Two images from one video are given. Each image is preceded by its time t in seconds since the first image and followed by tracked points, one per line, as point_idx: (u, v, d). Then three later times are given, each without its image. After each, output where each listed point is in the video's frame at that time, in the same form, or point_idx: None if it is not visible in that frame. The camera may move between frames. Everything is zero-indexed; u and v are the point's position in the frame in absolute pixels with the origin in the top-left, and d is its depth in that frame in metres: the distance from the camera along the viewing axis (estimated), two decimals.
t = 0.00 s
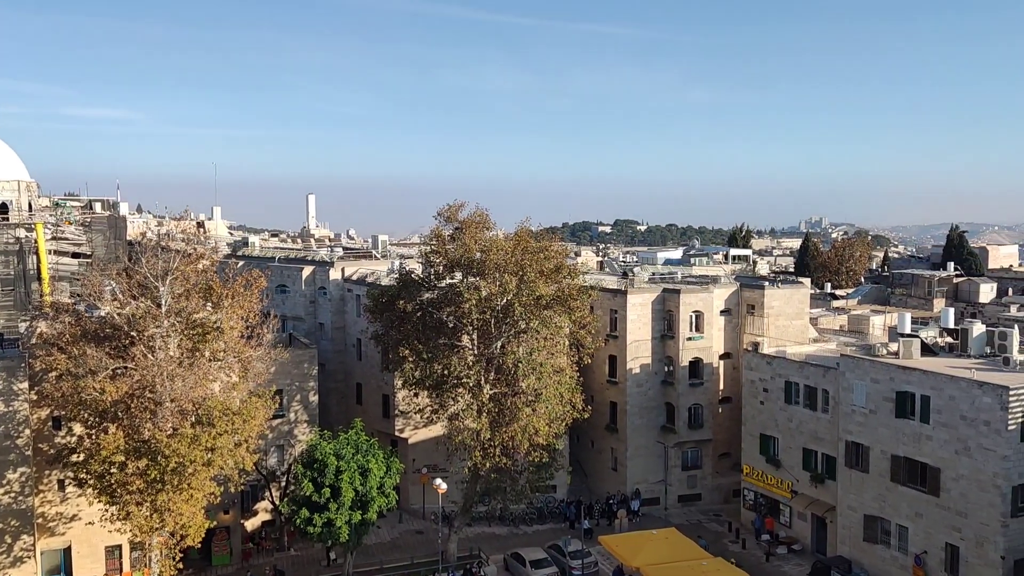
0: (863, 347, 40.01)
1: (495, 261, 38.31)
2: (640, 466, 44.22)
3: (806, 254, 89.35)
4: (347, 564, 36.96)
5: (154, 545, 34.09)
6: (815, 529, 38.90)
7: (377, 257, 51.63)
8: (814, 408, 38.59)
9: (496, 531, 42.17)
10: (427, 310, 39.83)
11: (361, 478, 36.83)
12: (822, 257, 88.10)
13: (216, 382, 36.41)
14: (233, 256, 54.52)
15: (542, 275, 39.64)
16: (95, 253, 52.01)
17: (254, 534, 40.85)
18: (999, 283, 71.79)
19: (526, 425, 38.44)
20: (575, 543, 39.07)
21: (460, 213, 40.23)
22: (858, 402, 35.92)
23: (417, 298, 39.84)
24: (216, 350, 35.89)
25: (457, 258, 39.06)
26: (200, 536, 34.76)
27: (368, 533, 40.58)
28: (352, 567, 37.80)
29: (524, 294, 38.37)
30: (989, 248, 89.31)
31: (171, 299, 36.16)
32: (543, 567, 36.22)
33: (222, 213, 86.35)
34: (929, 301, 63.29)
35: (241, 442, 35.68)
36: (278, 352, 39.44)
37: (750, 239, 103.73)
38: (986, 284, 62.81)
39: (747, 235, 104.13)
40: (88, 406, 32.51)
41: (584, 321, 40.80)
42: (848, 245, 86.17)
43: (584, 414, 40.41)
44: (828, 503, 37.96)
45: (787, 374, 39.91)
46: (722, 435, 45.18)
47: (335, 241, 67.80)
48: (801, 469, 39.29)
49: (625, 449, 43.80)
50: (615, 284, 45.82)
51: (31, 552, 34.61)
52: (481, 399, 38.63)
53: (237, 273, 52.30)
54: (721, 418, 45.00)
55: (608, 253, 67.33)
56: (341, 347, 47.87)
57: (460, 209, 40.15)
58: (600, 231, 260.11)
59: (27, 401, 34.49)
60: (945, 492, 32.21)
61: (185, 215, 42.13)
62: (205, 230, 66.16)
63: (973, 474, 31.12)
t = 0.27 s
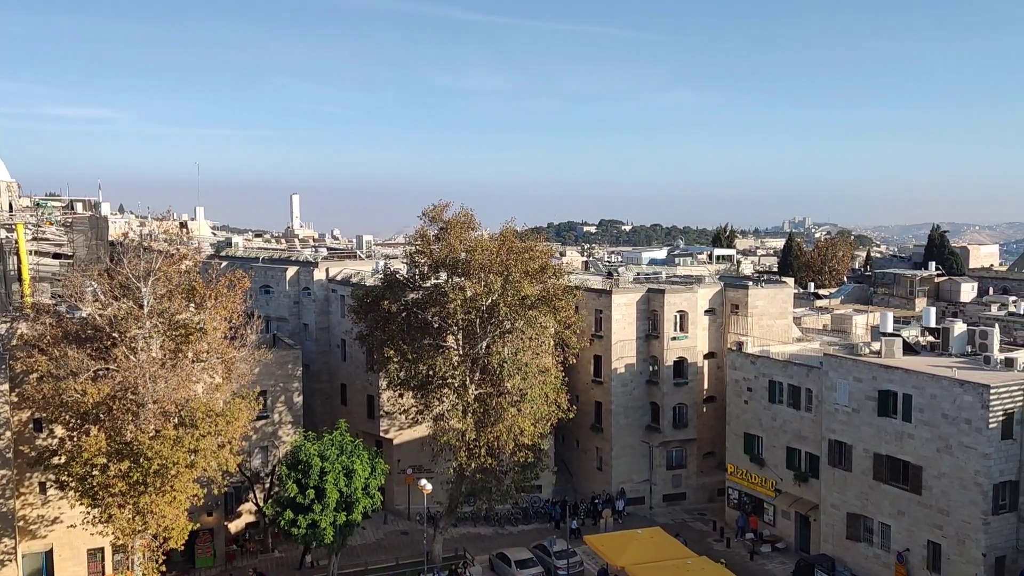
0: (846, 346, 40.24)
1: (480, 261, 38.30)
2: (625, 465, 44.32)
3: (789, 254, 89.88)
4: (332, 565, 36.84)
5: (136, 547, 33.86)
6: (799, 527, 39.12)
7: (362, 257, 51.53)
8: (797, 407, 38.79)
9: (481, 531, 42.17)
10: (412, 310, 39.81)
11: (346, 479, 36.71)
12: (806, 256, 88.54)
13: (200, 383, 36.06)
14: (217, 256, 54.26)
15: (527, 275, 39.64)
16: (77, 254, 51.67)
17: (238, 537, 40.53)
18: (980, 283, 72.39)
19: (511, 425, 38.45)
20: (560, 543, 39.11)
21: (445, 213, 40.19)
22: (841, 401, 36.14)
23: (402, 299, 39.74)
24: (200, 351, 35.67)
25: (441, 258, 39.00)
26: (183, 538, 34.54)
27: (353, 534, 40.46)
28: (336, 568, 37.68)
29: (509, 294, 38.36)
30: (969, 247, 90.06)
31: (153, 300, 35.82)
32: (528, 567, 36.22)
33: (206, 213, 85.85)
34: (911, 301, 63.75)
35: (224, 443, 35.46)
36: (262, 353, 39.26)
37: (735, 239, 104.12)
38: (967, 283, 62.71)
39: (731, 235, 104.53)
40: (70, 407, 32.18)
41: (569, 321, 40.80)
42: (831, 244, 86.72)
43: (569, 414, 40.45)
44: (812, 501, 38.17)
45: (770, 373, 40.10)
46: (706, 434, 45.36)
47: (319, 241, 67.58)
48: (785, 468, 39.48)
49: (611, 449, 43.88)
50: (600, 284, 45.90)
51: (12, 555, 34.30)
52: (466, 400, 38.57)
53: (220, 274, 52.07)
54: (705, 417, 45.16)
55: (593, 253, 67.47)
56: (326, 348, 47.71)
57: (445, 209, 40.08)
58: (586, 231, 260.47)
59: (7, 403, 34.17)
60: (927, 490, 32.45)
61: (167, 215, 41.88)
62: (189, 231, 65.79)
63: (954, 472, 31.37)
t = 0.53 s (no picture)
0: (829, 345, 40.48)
1: (465, 261, 38.25)
2: (610, 465, 44.41)
3: (773, 254, 90.39)
4: (317, 567, 36.69)
5: (119, 550, 33.67)
6: (783, 526, 39.32)
7: (346, 258, 51.38)
8: (781, 406, 38.99)
9: (466, 532, 42.13)
10: (397, 311, 39.75)
11: (331, 481, 36.57)
12: (789, 256, 88.96)
13: (182, 384, 35.84)
14: (200, 257, 53.98)
15: (512, 275, 39.61)
16: (58, 254, 51.27)
17: (222, 539, 40.31)
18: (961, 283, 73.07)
19: (497, 425, 38.44)
20: (545, 543, 39.13)
21: (430, 213, 40.12)
22: (824, 400, 36.35)
23: (387, 299, 39.65)
24: (183, 352, 35.67)
25: (426, 259, 38.93)
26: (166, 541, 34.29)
27: (338, 535, 40.30)
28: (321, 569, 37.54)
29: (494, 294, 38.34)
30: (951, 247, 90.83)
31: (136, 300, 35.55)
32: (513, 567, 36.20)
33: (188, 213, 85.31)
34: (893, 300, 64.22)
35: (208, 445, 35.25)
36: (246, 354, 39.10)
37: (718, 239, 104.50)
38: (948, 283, 63.53)
39: (715, 235, 104.92)
40: (51, 409, 31.85)
41: (555, 321, 40.76)
42: (813, 245, 87.30)
43: (554, 414, 40.47)
44: (796, 500, 38.38)
45: (754, 372, 40.29)
46: (691, 434, 45.52)
47: (303, 241, 67.32)
48: (768, 467, 39.67)
49: (596, 449, 43.95)
50: (585, 284, 45.98)
51: None
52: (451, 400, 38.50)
53: (203, 275, 51.80)
54: (690, 416, 45.33)
55: (578, 253, 67.60)
56: (310, 348, 47.53)
57: (429, 209, 40.02)
58: (572, 231, 260.82)
59: None
60: (909, 488, 32.70)
61: (150, 216, 41.59)
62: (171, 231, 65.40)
63: (936, 470, 31.62)
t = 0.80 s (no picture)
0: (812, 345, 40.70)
1: (449, 262, 38.17)
2: (595, 465, 44.48)
3: (757, 254, 90.84)
4: (301, 569, 36.53)
5: (101, 553, 33.15)
6: (766, 524, 39.52)
7: (331, 258, 51.22)
8: (765, 405, 39.17)
9: (452, 533, 42.08)
10: (381, 312, 39.56)
11: (315, 482, 36.42)
12: (773, 256, 89.40)
13: (165, 386, 35.53)
14: (183, 258, 53.68)
15: (497, 275, 39.58)
16: (39, 255, 50.88)
17: (205, 541, 39.88)
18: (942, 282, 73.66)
19: (482, 426, 38.40)
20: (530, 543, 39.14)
21: (415, 214, 40.04)
22: (807, 399, 36.56)
23: (371, 300, 39.53)
24: (165, 353, 35.32)
25: (411, 259, 38.84)
26: (149, 543, 33.91)
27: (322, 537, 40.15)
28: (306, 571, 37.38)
29: (479, 294, 38.31)
30: (932, 247, 91.55)
31: (117, 302, 35.36)
32: (499, 568, 36.19)
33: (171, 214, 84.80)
34: (875, 299, 64.67)
35: (191, 447, 35.01)
36: (229, 355, 38.91)
37: (703, 239, 104.87)
38: (929, 283, 64.14)
39: (700, 235, 105.30)
40: (31, 411, 31.74)
41: (540, 321, 40.78)
42: (797, 244, 87.82)
43: (539, 414, 40.48)
44: (779, 499, 38.57)
45: (738, 372, 40.46)
46: (675, 433, 45.67)
47: (288, 242, 67.06)
48: (752, 466, 39.84)
49: (581, 449, 44.02)
50: (570, 284, 46.02)
51: None
52: (436, 401, 38.42)
53: (186, 275, 51.51)
54: (674, 416, 45.48)
55: (563, 253, 67.69)
56: (294, 349, 47.34)
57: (414, 209, 39.94)
58: (558, 231, 260.91)
59: None
60: (892, 486, 32.93)
61: (132, 216, 41.28)
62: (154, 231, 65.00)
63: (917, 469, 31.86)
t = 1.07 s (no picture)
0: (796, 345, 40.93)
1: (435, 263, 38.08)
2: (580, 465, 44.54)
3: (740, 254, 91.26)
4: (285, 571, 36.36)
5: (82, 557, 32.77)
6: (751, 523, 39.70)
7: (315, 259, 51.03)
8: (749, 405, 39.33)
9: (437, 534, 42.04)
10: (366, 313, 39.35)
11: (299, 484, 36.26)
12: (756, 256, 89.84)
13: (147, 388, 35.31)
14: (165, 259, 53.32)
15: (482, 276, 39.52)
16: (19, 256, 50.39)
17: (188, 543, 40.02)
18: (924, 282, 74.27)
19: (467, 426, 38.36)
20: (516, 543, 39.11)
21: (400, 214, 39.95)
22: (790, 399, 36.74)
23: (356, 300, 39.23)
24: (147, 356, 35.06)
25: (396, 260, 38.74)
26: (131, 546, 33.48)
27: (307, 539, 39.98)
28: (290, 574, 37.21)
29: (464, 295, 38.27)
30: (914, 247, 92.29)
31: (99, 303, 35.12)
32: (484, 569, 36.15)
33: (153, 214, 84.21)
34: (858, 299, 65.13)
35: (173, 449, 34.75)
36: (212, 357, 38.70)
37: (687, 239, 105.23)
38: (911, 283, 64.64)
39: (684, 235, 105.67)
40: (12, 413, 31.59)
41: (525, 322, 40.79)
42: (780, 245, 88.33)
43: (524, 415, 40.47)
44: (763, 498, 38.75)
45: (722, 371, 40.62)
46: (660, 433, 45.81)
47: (271, 243, 66.73)
48: (736, 465, 40.01)
49: (566, 449, 44.06)
50: (556, 284, 46.04)
51: None
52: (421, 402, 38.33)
53: (169, 276, 51.16)
54: (659, 415, 45.64)
55: (548, 254, 67.74)
56: (278, 350, 47.13)
57: (399, 210, 39.86)
58: (544, 232, 261.07)
59: None
60: (874, 484, 33.15)
61: (114, 216, 40.91)
62: (136, 232, 64.50)
63: (900, 467, 32.09)
